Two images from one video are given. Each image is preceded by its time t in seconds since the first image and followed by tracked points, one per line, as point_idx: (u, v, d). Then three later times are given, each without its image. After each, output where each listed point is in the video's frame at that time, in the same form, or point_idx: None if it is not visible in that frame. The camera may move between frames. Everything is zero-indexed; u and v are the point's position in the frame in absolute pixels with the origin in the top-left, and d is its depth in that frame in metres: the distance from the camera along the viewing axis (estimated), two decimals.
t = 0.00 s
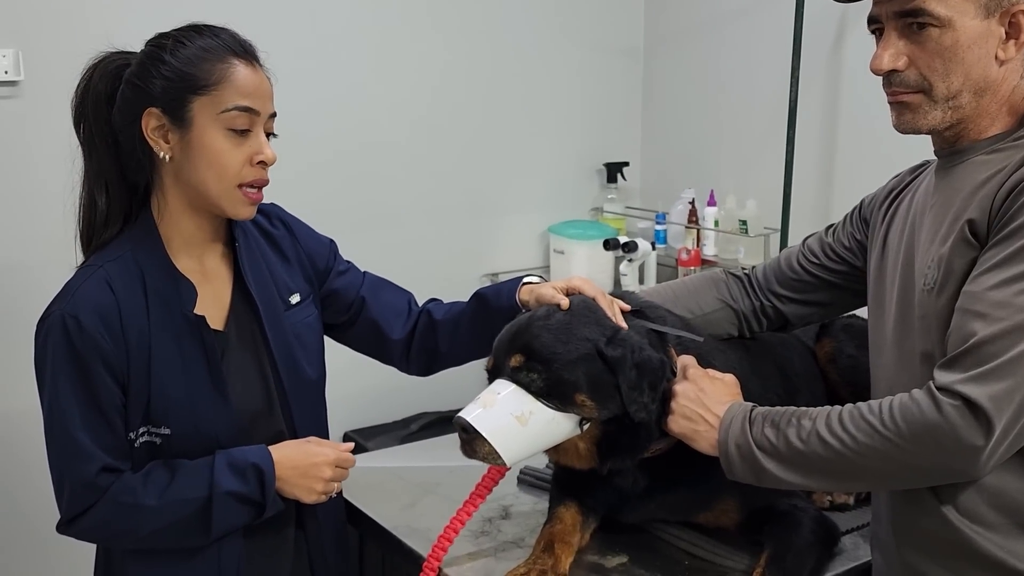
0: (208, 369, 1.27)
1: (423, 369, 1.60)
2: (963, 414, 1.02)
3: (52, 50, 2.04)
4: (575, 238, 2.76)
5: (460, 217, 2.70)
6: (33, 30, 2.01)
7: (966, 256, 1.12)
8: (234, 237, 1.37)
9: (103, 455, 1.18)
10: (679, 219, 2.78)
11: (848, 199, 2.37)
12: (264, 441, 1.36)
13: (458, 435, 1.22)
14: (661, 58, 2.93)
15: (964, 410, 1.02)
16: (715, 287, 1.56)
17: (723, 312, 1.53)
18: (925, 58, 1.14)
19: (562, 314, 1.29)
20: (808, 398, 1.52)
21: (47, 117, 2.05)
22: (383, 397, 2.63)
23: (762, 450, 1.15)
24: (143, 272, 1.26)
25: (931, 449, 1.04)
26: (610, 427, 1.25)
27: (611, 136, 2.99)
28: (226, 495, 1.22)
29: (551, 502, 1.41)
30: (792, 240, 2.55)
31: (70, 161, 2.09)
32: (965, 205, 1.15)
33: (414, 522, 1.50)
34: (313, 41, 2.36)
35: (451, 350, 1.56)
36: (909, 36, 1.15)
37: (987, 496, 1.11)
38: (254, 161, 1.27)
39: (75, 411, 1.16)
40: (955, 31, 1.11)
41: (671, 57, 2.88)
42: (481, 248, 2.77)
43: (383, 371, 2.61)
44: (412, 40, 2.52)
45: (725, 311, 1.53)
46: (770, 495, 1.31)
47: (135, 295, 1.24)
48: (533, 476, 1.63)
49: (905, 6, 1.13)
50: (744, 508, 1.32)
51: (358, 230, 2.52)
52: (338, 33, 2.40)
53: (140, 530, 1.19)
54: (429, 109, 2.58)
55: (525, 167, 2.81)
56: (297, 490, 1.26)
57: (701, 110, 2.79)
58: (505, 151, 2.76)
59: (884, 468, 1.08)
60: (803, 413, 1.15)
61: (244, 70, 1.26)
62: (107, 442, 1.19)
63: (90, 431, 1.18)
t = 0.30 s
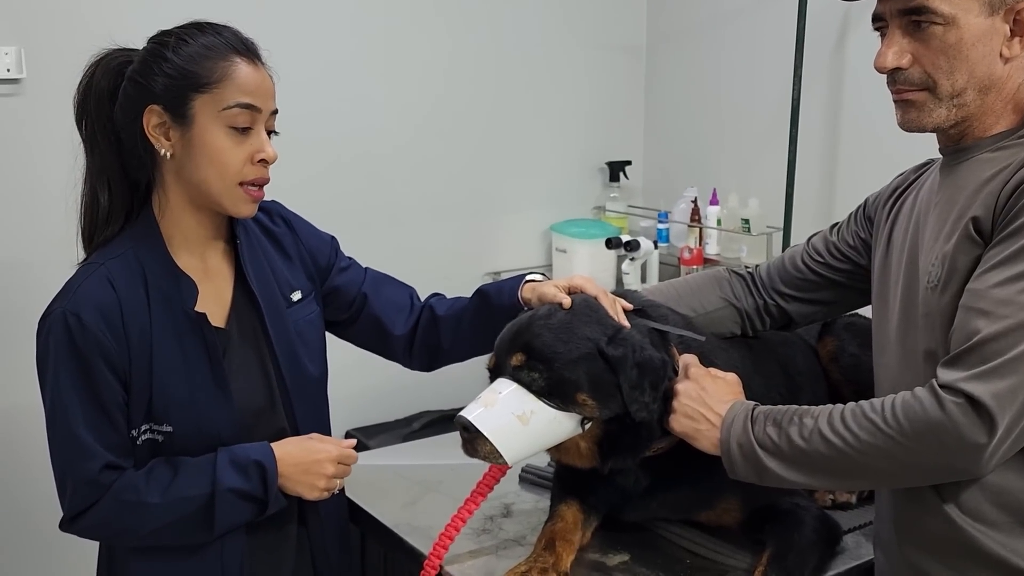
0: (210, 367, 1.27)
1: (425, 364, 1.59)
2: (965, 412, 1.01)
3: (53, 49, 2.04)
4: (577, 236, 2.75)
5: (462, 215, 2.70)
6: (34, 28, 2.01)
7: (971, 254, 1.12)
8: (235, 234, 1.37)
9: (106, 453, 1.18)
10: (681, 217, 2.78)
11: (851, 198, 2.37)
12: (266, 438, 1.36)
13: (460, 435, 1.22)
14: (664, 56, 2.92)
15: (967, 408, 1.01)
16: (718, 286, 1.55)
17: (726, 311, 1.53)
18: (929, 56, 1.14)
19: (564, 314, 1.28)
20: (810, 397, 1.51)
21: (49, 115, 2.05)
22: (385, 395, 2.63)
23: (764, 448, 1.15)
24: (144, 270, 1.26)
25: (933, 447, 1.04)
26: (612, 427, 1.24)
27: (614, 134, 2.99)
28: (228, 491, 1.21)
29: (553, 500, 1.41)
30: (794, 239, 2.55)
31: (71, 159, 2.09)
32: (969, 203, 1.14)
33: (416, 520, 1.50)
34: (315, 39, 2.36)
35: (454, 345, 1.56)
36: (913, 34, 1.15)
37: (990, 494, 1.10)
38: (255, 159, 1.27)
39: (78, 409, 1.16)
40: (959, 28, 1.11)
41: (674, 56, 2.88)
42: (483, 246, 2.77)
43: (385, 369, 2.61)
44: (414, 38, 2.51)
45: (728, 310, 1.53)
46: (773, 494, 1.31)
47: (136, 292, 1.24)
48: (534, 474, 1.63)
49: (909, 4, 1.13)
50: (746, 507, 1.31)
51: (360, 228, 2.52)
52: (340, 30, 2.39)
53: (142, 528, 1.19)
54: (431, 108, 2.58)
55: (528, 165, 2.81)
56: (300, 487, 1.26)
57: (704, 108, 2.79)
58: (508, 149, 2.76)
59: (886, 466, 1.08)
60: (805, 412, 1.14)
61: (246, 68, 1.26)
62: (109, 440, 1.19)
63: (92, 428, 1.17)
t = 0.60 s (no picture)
0: (209, 364, 1.26)
1: (429, 360, 1.59)
2: (966, 413, 1.01)
3: (56, 48, 2.04)
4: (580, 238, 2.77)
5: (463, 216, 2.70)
6: (36, 27, 2.01)
7: (972, 255, 1.11)
8: (235, 234, 1.36)
9: (104, 449, 1.17)
10: (683, 219, 2.77)
11: (853, 200, 2.36)
12: (267, 433, 1.35)
13: (459, 434, 1.21)
14: (665, 58, 2.92)
15: (967, 408, 1.01)
16: (718, 288, 1.55)
17: (727, 313, 1.52)
18: (931, 57, 1.13)
19: (565, 313, 1.27)
20: (810, 398, 1.51)
21: (50, 114, 2.05)
22: (385, 396, 2.62)
23: (764, 449, 1.14)
24: (144, 265, 1.25)
25: (933, 447, 1.03)
26: (612, 426, 1.24)
27: (615, 136, 2.99)
28: (226, 488, 1.21)
29: (552, 502, 1.40)
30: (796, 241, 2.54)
31: (72, 157, 2.09)
32: (971, 203, 1.14)
33: (415, 521, 1.49)
34: (317, 40, 2.36)
35: (448, 338, 1.55)
36: (916, 35, 1.14)
37: (990, 496, 1.10)
38: (221, 148, 1.23)
39: (76, 405, 1.16)
40: (962, 29, 1.11)
41: (676, 57, 2.87)
42: (484, 247, 2.77)
43: (385, 369, 2.61)
44: (417, 40, 2.51)
45: (728, 312, 1.52)
46: (772, 495, 1.31)
47: (136, 287, 1.23)
48: (534, 475, 1.63)
49: (911, 5, 1.12)
50: (745, 509, 1.31)
51: (361, 229, 2.52)
52: (342, 31, 2.39)
53: (140, 525, 1.18)
54: (433, 109, 2.58)
55: (529, 166, 2.81)
56: (298, 485, 1.25)
57: (706, 110, 2.79)
58: (509, 150, 2.75)
59: (885, 467, 1.07)
60: (805, 412, 1.14)
61: (214, 57, 1.24)
62: (107, 436, 1.18)
63: (90, 424, 1.17)
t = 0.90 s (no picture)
0: (207, 367, 1.26)
1: (431, 366, 1.59)
2: (961, 419, 1.01)
3: (59, 50, 2.05)
4: (581, 240, 2.77)
5: (465, 218, 2.70)
6: (39, 29, 2.01)
7: (968, 261, 1.12)
8: (235, 238, 1.36)
9: (101, 449, 1.18)
10: (684, 222, 2.77)
11: (854, 204, 2.36)
12: (266, 437, 1.35)
13: (457, 437, 1.22)
14: (668, 62, 2.93)
15: (963, 415, 1.01)
16: (716, 292, 1.55)
17: (725, 317, 1.53)
18: (928, 64, 1.14)
19: (563, 318, 1.27)
20: (808, 403, 1.51)
21: (52, 115, 2.06)
22: (385, 397, 2.63)
23: (760, 455, 1.15)
24: (144, 267, 1.25)
25: (928, 454, 1.04)
26: (609, 431, 1.24)
27: (617, 138, 2.99)
28: (221, 490, 1.21)
29: (549, 506, 1.40)
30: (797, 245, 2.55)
31: (74, 158, 2.10)
32: (968, 210, 1.14)
33: (413, 523, 1.49)
34: (319, 42, 2.37)
35: (450, 347, 1.56)
36: (913, 41, 1.15)
37: (986, 503, 1.10)
38: (214, 147, 1.23)
39: (74, 406, 1.16)
40: (959, 36, 1.11)
41: (678, 61, 2.88)
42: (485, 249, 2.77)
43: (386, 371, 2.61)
44: (419, 43, 2.52)
45: (726, 316, 1.53)
46: (769, 501, 1.31)
47: (135, 289, 1.23)
48: (532, 479, 1.63)
49: (909, 11, 1.12)
50: (742, 514, 1.31)
51: (362, 231, 2.52)
52: (344, 34, 2.40)
53: (137, 525, 1.19)
54: (434, 112, 2.58)
55: (531, 169, 2.81)
56: (293, 488, 1.25)
57: (707, 113, 2.79)
58: (510, 153, 2.76)
59: (881, 473, 1.07)
60: (802, 418, 1.14)
61: (213, 57, 1.24)
62: (105, 437, 1.19)
63: (88, 425, 1.17)
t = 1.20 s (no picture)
0: (204, 372, 1.26)
1: (428, 373, 1.59)
2: (957, 430, 1.01)
3: (59, 51, 2.05)
4: (580, 243, 2.77)
5: (464, 220, 2.71)
6: (40, 31, 2.02)
7: (964, 271, 1.12)
8: (233, 243, 1.36)
9: (98, 454, 1.18)
10: (684, 226, 2.77)
11: (852, 209, 2.37)
12: (263, 442, 1.35)
13: (454, 445, 1.22)
14: (668, 66, 2.93)
15: (959, 426, 1.01)
16: (713, 298, 1.55)
17: (722, 324, 1.52)
18: (925, 72, 1.14)
19: (560, 326, 1.27)
20: (805, 409, 1.51)
21: (52, 116, 2.07)
22: (384, 400, 2.63)
23: (757, 463, 1.15)
24: (142, 272, 1.25)
25: (924, 464, 1.04)
26: (606, 439, 1.24)
27: (617, 142, 2.99)
28: (218, 495, 1.21)
29: (545, 512, 1.40)
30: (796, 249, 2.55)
31: (74, 159, 2.11)
32: (964, 220, 1.14)
33: (409, 528, 1.50)
34: (319, 44, 2.37)
35: (448, 356, 1.56)
36: (910, 50, 1.15)
37: (982, 513, 1.10)
38: (220, 155, 1.23)
39: (72, 410, 1.16)
40: (956, 45, 1.11)
41: (678, 65, 2.88)
42: (484, 252, 2.77)
43: (384, 373, 2.62)
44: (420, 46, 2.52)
45: (723, 323, 1.52)
46: (765, 508, 1.31)
47: (132, 294, 1.23)
48: (528, 483, 1.63)
49: (906, 20, 1.12)
50: (738, 521, 1.31)
51: (361, 233, 2.52)
52: (345, 35, 2.40)
53: (135, 529, 1.19)
54: (435, 115, 2.59)
55: (531, 172, 2.82)
56: (290, 492, 1.25)
57: (707, 117, 2.79)
58: (510, 156, 2.76)
59: (877, 482, 1.07)
60: (798, 427, 1.14)
61: (218, 65, 1.24)
62: (102, 441, 1.19)
63: (86, 430, 1.17)
